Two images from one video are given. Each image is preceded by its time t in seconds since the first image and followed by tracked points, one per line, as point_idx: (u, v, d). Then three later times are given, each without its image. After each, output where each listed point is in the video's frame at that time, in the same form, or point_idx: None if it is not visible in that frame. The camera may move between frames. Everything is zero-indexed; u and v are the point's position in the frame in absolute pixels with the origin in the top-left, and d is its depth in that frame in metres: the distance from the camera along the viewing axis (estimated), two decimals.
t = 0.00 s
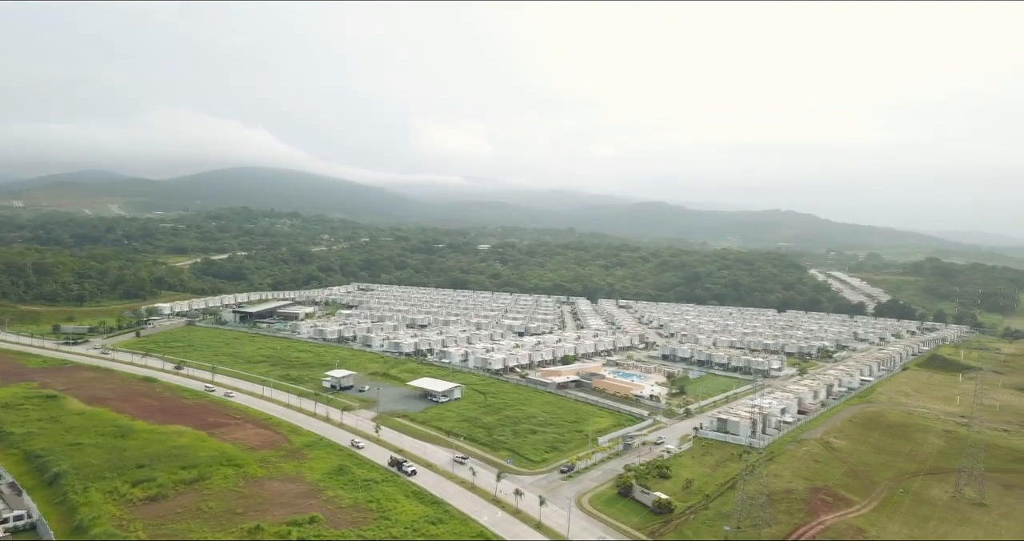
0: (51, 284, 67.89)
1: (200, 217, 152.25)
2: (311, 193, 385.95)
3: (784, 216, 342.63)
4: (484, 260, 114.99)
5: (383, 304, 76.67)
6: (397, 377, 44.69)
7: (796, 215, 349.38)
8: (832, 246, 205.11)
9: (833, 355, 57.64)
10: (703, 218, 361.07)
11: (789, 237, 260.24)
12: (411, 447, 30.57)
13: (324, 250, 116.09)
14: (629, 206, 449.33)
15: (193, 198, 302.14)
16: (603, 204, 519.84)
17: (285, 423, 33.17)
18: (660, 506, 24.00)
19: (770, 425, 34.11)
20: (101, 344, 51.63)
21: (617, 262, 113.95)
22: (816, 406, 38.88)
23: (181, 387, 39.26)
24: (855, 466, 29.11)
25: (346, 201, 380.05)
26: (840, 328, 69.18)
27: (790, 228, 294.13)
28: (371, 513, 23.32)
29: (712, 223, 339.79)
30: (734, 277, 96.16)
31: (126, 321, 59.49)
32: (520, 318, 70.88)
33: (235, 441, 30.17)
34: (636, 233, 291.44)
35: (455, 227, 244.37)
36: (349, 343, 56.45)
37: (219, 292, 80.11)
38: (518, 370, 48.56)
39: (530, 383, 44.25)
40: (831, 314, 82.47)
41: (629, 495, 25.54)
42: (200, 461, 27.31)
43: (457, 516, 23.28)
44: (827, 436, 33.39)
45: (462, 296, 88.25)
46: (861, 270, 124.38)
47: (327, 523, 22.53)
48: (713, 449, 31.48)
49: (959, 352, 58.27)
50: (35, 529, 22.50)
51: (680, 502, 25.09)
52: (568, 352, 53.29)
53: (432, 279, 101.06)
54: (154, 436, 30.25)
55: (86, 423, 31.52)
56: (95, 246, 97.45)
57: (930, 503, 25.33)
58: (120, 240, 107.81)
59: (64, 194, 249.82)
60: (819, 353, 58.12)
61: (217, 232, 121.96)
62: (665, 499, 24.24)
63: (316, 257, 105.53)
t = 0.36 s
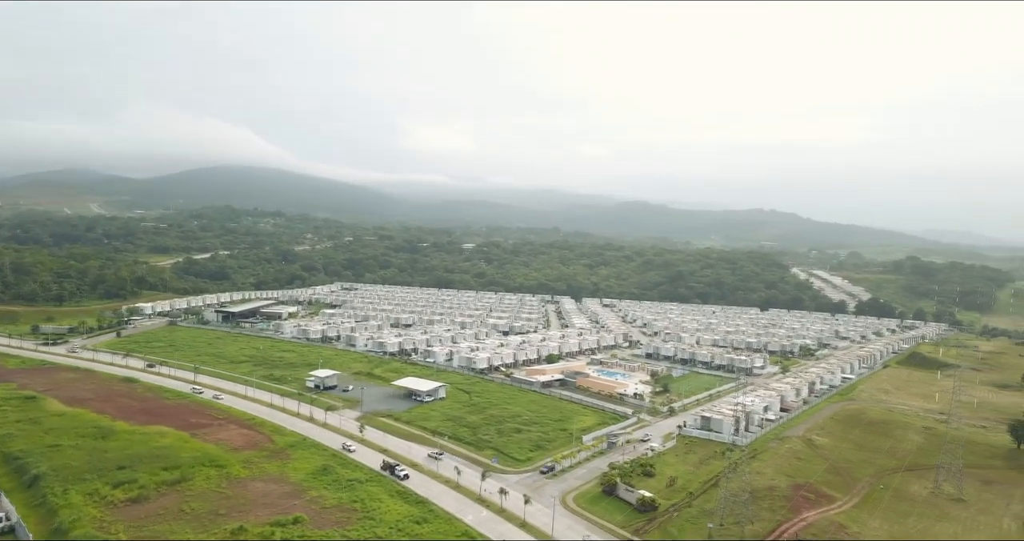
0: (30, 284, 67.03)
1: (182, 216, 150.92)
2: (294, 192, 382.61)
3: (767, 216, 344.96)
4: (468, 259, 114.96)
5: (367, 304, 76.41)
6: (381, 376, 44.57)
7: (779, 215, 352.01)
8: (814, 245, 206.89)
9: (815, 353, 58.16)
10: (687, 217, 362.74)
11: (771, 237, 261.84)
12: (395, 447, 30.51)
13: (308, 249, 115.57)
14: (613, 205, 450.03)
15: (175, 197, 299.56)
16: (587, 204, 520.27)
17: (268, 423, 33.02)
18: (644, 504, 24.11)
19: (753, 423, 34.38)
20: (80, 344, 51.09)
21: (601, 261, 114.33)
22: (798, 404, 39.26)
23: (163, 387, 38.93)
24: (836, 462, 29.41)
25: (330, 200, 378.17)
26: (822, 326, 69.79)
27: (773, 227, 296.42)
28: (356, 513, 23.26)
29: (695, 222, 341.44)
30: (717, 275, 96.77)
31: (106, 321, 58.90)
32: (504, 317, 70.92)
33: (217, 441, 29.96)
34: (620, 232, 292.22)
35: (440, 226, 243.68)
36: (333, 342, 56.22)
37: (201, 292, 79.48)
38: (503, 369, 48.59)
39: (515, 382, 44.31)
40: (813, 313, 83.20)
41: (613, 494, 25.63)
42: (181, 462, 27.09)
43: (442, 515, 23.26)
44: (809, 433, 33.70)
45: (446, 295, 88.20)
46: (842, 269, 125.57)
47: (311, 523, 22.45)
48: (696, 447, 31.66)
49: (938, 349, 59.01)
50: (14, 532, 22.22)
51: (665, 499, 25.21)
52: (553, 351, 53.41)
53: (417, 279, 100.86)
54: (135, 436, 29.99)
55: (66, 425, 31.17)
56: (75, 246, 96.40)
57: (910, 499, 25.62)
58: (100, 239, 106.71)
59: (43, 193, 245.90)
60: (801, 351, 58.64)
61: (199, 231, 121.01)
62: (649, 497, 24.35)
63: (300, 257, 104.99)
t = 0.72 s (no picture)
0: (8, 284, 66.15)
1: (163, 214, 149.55)
2: (277, 191, 380.00)
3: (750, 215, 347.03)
4: (453, 258, 114.78)
5: (351, 303, 76.13)
6: (366, 376, 44.41)
7: (761, 214, 354.17)
8: (796, 244, 208.33)
9: (797, 351, 58.62)
10: (670, 216, 364.10)
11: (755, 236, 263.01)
12: (379, 446, 30.41)
13: (291, 248, 114.95)
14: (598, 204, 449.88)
15: (157, 196, 296.69)
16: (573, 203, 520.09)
17: (252, 423, 32.83)
18: (629, 502, 24.18)
19: (736, 421, 34.62)
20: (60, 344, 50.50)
21: (586, 261, 114.60)
22: (781, 402, 39.57)
23: (145, 388, 38.57)
24: (819, 459, 29.66)
25: (314, 199, 376.12)
26: (804, 325, 70.35)
27: (756, 226, 298.20)
28: (340, 513, 23.17)
29: (679, 221, 342.81)
30: (700, 274, 97.31)
31: (87, 321, 58.27)
32: (490, 316, 70.90)
33: (200, 442, 29.74)
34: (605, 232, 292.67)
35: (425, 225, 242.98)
36: (317, 342, 55.97)
37: (183, 291, 78.81)
38: (487, 368, 48.56)
39: (499, 381, 44.32)
40: (795, 311, 83.81)
41: (598, 492, 25.68)
42: (164, 463, 26.84)
43: (427, 515, 23.23)
44: (791, 430, 33.98)
45: (431, 294, 88.06)
46: (824, 268, 126.56)
47: (295, 523, 22.35)
48: (680, 445, 31.83)
49: (918, 347, 59.67)
50: None
51: (649, 498, 25.31)
52: (537, 350, 53.47)
53: (401, 278, 100.58)
54: (116, 437, 29.68)
55: (45, 426, 30.80)
56: (54, 245, 95.24)
57: (891, 495, 25.88)
58: (80, 238, 105.55)
59: (21, 191, 242.42)
60: (784, 349, 59.08)
61: (181, 230, 119.95)
62: (634, 495, 24.43)
63: (283, 256, 104.36)
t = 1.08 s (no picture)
0: None
1: (144, 213, 148.21)
2: (260, 189, 377.31)
3: (732, 214, 349.01)
4: (437, 258, 114.58)
5: (334, 303, 75.83)
6: (350, 376, 44.24)
7: (744, 213, 356.16)
8: (779, 243, 209.83)
9: (779, 349, 59.06)
10: (654, 216, 365.37)
11: (739, 235, 264.40)
12: (363, 446, 30.30)
13: (274, 247, 114.24)
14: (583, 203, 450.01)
15: (138, 195, 293.78)
16: (557, 202, 519.92)
17: (235, 424, 32.61)
18: (613, 500, 24.24)
19: (719, 419, 34.83)
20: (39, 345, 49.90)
21: (570, 260, 114.79)
22: (763, 400, 39.86)
23: (126, 388, 38.22)
24: (801, 457, 29.90)
25: (297, 198, 373.90)
26: (786, 323, 70.93)
27: (738, 225, 299.84)
28: (325, 514, 23.08)
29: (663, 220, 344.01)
30: (683, 273, 97.73)
31: (66, 321, 57.62)
32: (474, 315, 70.86)
33: (182, 443, 29.49)
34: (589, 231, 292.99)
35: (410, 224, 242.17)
36: (301, 342, 55.70)
37: (164, 291, 78.14)
38: (472, 367, 48.52)
39: (484, 380, 44.31)
40: (778, 310, 84.42)
41: (583, 490, 25.73)
42: (145, 465, 26.61)
43: (411, 514, 23.20)
44: (774, 428, 34.23)
45: (415, 293, 87.89)
46: (806, 267, 127.48)
47: (279, 524, 22.23)
48: (664, 443, 31.98)
49: (898, 345, 60.28)
50: None
51: (633, 496, 25.41)
52: (522, 349, 53.51)
53: (385, 277, 100.28)
54: (96, 439, 29.38)
55: (24, 428, 30.43)
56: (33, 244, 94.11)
57: (872, 492, 26.15)
58: (60, 237, 104.38)
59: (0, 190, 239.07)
60: (767, 347, 59.49)
61: (163, 230, 118.91)
62: (618, 493, 24.50)
63: (266, 255, 103.73)
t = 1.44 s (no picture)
0: None
1: (126, 212, 146.68)
2: (243, 188, 374.58)
3: (716, 213, 350.83)
4: (422, 257, 114.28)
5: (318, 302, 75.51)
6: (333, 375, 44.03)
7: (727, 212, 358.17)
8: (762, 242, 211.25)
9: (762, 347, 59.48)
10: (638, 215, 366.56)
11: (722, 234, 265.71)
12: (347, 446, 30.19)
13: (257, 246, 113.49)
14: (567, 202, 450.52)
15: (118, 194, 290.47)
16: (541, 202, 520.24)
17: (217, 424, 32.37)
18: (597, 499, 24.31)
19: (703, 417, 35.02)
20: (17, 345, 49.31)
21: (554, 259, 114.99)
22: (746, 397, 40.12)
23: (106, 389, 37.82)
24: (783, 454, 30.14)
25: (281, 197, 371.48)
26: (768, 321, 71.42)
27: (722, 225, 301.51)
28: (308, 514, 22.96)
29: (646, 219, 345.15)
30: (667, 272, 98.16)
31: (45, 321, 56.94)
32: (459, 314, 70.80)
33: (164, 444, 29.23)
34: (574, 230, 293.55)
35: (394, 223, 241.35)
36: (284, 341, 55.39)
37: (146, 290, 77.43)
38: (456, 366, 48.46)
39: (469, 379, 44.25)
40: (760, 308, 85.02)
41: (567, 489, 25.77)
42: (126, 466, 26.35)
43: (396, 514, 23.14)
44: (757, 426, 34.46)
45: (399, 292, 87.65)
46: (788, 265, 128.50)
47: (262, 525, 22.09)
48: (648, 441, 32.12)
49: (879, 342, 60.91)
50: None
51: (617, 494, 25.48)
52: (506, 347, 53.49)
53: (369, 276, 99.96)
54: (76, 440, 29.06)
55: (3, 429, 30.06)
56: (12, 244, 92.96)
57: (853, 488, 26.39)
58: (38, 236, 103.09)
59: None
60: (749, 345, 59.89)
61: (144, 229, 117.84)
62: (602, 491, 24.56)
63: (249, 254, 103.03)
